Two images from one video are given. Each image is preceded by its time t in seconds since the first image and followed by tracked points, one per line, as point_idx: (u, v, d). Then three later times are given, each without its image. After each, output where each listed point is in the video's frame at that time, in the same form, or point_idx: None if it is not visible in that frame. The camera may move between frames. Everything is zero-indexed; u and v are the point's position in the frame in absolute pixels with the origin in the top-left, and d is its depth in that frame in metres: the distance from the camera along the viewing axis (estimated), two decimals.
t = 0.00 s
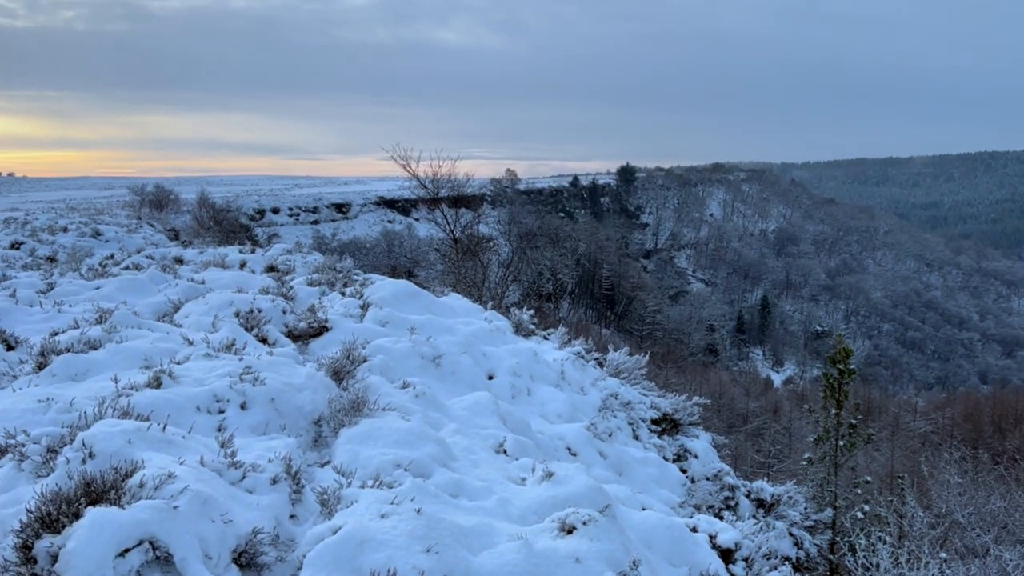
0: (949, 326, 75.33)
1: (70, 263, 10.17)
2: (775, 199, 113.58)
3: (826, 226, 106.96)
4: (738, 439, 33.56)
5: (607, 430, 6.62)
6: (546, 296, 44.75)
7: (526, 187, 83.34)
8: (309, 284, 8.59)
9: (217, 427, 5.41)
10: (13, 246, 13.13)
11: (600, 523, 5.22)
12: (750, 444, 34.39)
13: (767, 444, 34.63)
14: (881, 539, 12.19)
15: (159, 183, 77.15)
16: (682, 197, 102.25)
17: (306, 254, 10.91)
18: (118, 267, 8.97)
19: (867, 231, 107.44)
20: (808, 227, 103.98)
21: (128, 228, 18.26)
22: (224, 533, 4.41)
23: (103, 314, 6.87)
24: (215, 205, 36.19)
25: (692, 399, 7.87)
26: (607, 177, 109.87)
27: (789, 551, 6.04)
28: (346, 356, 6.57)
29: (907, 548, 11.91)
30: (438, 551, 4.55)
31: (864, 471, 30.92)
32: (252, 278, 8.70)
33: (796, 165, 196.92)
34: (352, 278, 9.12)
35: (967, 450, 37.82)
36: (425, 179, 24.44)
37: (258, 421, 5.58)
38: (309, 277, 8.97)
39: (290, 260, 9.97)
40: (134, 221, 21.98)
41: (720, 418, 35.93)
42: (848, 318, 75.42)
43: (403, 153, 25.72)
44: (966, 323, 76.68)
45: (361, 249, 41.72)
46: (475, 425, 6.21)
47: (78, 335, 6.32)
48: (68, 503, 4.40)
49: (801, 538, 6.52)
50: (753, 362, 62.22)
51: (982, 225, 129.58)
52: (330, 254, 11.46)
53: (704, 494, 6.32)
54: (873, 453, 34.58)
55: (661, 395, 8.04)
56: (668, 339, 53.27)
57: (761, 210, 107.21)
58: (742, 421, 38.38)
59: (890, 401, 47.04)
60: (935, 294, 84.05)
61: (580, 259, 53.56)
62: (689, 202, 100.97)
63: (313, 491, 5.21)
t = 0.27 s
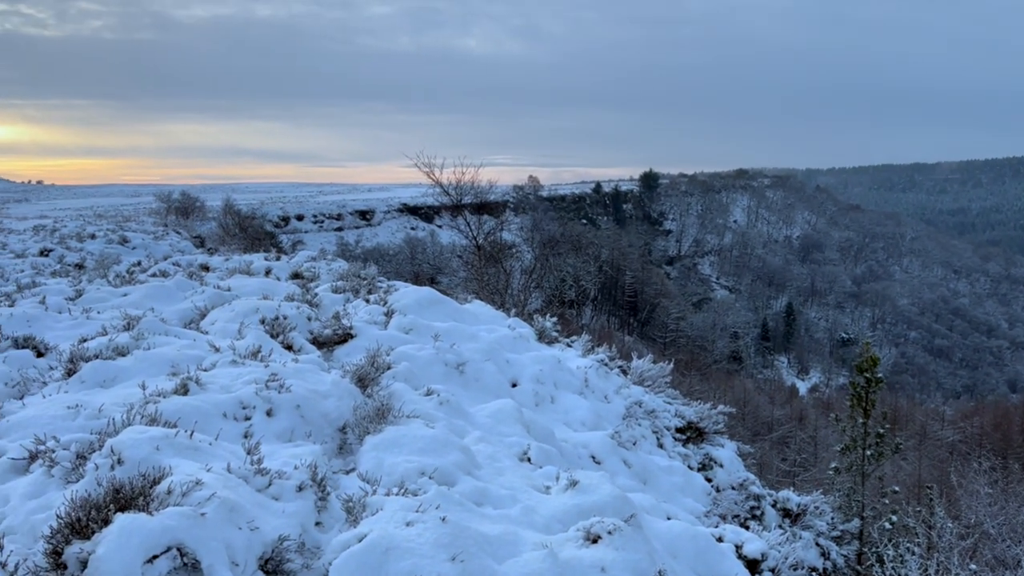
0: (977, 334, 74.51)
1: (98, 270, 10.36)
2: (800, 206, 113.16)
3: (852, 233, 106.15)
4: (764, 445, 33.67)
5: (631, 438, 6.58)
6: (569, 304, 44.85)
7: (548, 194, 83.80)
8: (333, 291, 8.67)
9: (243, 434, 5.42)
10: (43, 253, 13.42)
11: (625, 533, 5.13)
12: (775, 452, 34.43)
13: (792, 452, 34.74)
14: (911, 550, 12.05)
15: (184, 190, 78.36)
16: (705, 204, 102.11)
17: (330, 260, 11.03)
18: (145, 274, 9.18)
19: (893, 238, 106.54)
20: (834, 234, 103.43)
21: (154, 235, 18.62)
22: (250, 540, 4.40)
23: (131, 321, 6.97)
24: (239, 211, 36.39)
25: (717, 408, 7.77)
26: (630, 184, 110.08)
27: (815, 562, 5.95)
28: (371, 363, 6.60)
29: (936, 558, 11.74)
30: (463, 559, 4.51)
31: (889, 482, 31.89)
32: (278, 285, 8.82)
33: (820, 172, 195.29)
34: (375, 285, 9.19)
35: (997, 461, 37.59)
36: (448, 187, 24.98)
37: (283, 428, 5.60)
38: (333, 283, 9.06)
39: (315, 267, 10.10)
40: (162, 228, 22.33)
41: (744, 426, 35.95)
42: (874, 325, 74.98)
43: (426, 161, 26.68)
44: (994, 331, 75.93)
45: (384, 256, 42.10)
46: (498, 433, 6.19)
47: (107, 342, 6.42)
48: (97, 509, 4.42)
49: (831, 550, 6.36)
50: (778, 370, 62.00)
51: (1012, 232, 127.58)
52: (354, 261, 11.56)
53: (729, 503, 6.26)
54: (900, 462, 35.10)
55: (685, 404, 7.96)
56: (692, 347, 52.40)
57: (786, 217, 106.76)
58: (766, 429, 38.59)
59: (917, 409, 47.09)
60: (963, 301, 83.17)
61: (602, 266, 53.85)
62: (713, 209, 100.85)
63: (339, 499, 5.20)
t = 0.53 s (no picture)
0: (1007, 342, 73.53)
1: (126, 277, 10.58)
2: (825, 212, 112.53)
3: (878, 240, 105.22)
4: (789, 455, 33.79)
5: (656, 447, 6.55)
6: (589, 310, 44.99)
7: (571, 200, 84.27)
8: (358, 299, 8.76)
9: (269, 441, 5.45)
10: (71, 260, 13.67)
11: (652, 543, 5.05)
12: (801, 462, 34.49)
13: (816, 460, 35.00)
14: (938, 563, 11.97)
15: (210, 197, 79.76)
16: (729, 210, 101.86)
17: (354, 268, 11.17)
18: (172, 281, 9.38)
19: (919, 245, 105.50)
20: (860, 240, 102.74)
21: (181, 243, 19.02)
22: (276, 548, 4.40)
23: (158, 328, 7.08)
24: (263, 219, 36.73)
25: (741, 416, 7.71)
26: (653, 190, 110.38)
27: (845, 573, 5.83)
28: (395, 370, 6.62)
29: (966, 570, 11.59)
30: (489, 568, 4.46)
31: (918, 492, 32.93)
32: (303, 292, 8.95)
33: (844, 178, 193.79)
34: (399, 292, 9.26)
35: None
36: (471, 194, 25.40)
37: (308, 436, 5.61)
38: (357, 290, 9.15)
39: (340, 274, 10.24)
40: (189, 236, 22.72)
41: (770, 434, 36.00)
42: (901, 334, 74.51)
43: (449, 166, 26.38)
44: None
45: (408, 262, 42.48)
46: (523, 441, 6.17)
47: (135, 349, 6.51)
48: (126, 515, 4.44)
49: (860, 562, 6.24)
50: (803, 378, 61.80)
51: None
52: (377, 269, 11.69)
53: (755, 513, 6.19)
54: (926, 472, 36.17)
55: (709, 413, 7.91)
56: (716, 354, 52.97)
57: (811, 223, 106.28)
58: (792, 438, 38.68)
59: (946, 419, 47.17)
60: (992, 309, 82.10)
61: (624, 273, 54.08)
62: (737, 215, 100.54)
63: (364, 506, 5.19)
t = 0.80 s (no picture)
0: None
1: (154, 285, 10.78)
2: (851, 218, 111.56)
3: (905, 246, 104.02)
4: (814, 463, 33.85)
5: (680, 455, 6.51)
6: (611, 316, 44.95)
7: (594, 207, 84.72)
8: (382, 306, 8.84)
9: (295, 448, 5.47)
10: (99, 267, 13.96)
11: (678, 552, 4.98)
12: (826, 471, 34.49)
13: (842, 469, 34.85)
14: None
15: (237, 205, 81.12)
16: (753, 216, 101.47)
17: (377, 275, 11.32)
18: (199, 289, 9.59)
19: (947, 251, 104.09)
20: (886, 247, 101.81)
21: (207, 250, 19.33)
22: (303, 554, 4.39)
23: (185, 336, 7.21)
24: (288, 226, 37.08)
25: (767, 424, 7.64)
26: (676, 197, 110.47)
27: None
28: (420, 377, 6.65)
29: None
30: None
31: (947, 503, 33.32)
32: (327, 300, 9.09)
33: (871, 183, 191.58)
34: (423, 300, 9.34)
35: None
36: (494, 201, 26.02)
37: (334, 442, 5.63)
38: (381, 298, 9.24)
39: (365, 282, 10.38)
40: (216, 244, 23.08)
41: (794, 443, 36.08)
42: (928, 341, 73.93)
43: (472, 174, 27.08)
44: None
45: (430, 269, 43.00)
46: (547, 449, 6.15)
47: (163, 356, 6.63)
48: (154, 521, 4.45)
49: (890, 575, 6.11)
50: (829, 387, 61.65)
51: None
52: (401, 275, 11.88)
53: (781, 523, 6.13)
54: (956, 482, 36.64)
55: (734, 421, 7.84)
56: (741, 361, 53.27)
57: (837, 230, 105.58)
58: (818, 446, 38.69)
59: (976, 429, 47.05)
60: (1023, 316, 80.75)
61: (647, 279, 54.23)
62: (761, 221, 100.14)
63: (389, 514, 5.17)
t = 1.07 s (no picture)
0: None
1: (180, 291, 10.91)
2: (877, 225, 110.36)
3: (932, 253, 102.56)
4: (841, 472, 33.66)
5: (706, 464, 6.47)
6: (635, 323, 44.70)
7: (616, 214, 84.95)
8: (406, 313, 8.89)
9: (321, 455, 5.49)
10: (127, 274, 14.18)
11: (703, 562, 4.93)
12: (854, 480, 34.30)
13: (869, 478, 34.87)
14: None
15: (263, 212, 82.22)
16: (778, 223, 100.86)
17: (401, 283, 11.39)
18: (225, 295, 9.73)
19: (976, 257, 102.42)
20: (913, 253, 100.62)
21: (233, 257, 19.55)
22: (329, 562, 4.38)
23: (212, 343, 7.30)
24: (312, 233, 37.34)
25: (794, 433, 7.54)
26: (699, 203, 110.27)
27: None
28: (444, 385, 6.66)
29: None
30: None
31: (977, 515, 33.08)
32: (351, 307, 9.16)
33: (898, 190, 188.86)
34: (447, 307, 9.37)
35: None
36: (518, 208, 26.47)
37: (359, 449, 5.65)
38: (405, 305, 9.29)
39: (389, 289, 10.45)
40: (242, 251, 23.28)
41: (820, 451, 35.83)
42: (956, 349, 73.02)
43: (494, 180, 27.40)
44: None
45: (453, 276, 43.32)
46: (571, 457, 6.13)
47: (190, 362, 6.71)
48: (182, 528, 4.47)
49: None
50: (855, 395, 61.33)
51: None
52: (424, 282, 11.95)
53: (808, 533, 6.05)
54: (985, 491, 36.54)
55: (760, 429, 7.75)
56: (765, 370, 52.22)
57: (862, 237, 104.64)
58: (843, 455, 38.55)
59: (1005, 438, 46.56)
60: None
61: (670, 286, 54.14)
62: (786, 228, 99.52)
63: (414, 521, 5.15)
